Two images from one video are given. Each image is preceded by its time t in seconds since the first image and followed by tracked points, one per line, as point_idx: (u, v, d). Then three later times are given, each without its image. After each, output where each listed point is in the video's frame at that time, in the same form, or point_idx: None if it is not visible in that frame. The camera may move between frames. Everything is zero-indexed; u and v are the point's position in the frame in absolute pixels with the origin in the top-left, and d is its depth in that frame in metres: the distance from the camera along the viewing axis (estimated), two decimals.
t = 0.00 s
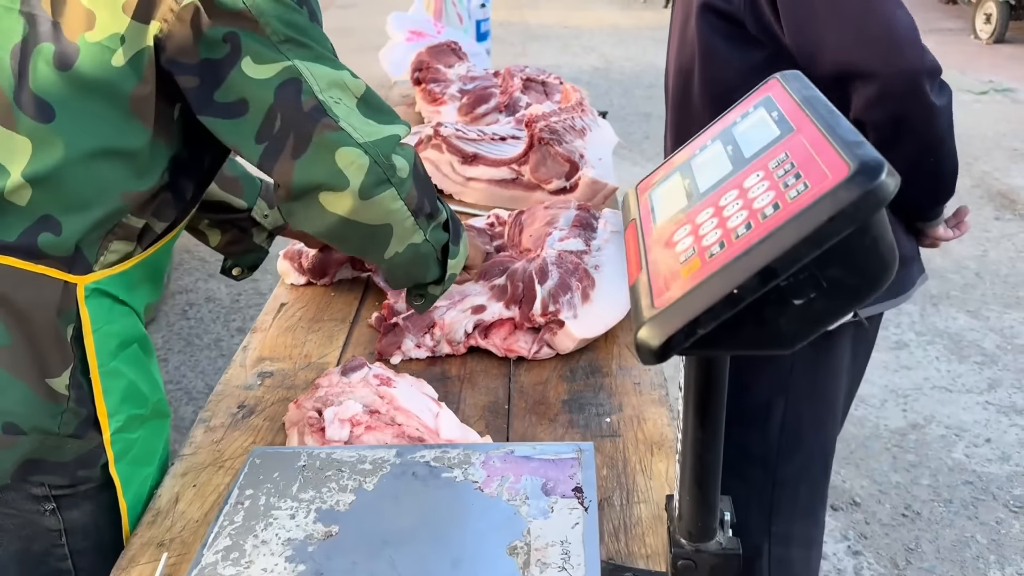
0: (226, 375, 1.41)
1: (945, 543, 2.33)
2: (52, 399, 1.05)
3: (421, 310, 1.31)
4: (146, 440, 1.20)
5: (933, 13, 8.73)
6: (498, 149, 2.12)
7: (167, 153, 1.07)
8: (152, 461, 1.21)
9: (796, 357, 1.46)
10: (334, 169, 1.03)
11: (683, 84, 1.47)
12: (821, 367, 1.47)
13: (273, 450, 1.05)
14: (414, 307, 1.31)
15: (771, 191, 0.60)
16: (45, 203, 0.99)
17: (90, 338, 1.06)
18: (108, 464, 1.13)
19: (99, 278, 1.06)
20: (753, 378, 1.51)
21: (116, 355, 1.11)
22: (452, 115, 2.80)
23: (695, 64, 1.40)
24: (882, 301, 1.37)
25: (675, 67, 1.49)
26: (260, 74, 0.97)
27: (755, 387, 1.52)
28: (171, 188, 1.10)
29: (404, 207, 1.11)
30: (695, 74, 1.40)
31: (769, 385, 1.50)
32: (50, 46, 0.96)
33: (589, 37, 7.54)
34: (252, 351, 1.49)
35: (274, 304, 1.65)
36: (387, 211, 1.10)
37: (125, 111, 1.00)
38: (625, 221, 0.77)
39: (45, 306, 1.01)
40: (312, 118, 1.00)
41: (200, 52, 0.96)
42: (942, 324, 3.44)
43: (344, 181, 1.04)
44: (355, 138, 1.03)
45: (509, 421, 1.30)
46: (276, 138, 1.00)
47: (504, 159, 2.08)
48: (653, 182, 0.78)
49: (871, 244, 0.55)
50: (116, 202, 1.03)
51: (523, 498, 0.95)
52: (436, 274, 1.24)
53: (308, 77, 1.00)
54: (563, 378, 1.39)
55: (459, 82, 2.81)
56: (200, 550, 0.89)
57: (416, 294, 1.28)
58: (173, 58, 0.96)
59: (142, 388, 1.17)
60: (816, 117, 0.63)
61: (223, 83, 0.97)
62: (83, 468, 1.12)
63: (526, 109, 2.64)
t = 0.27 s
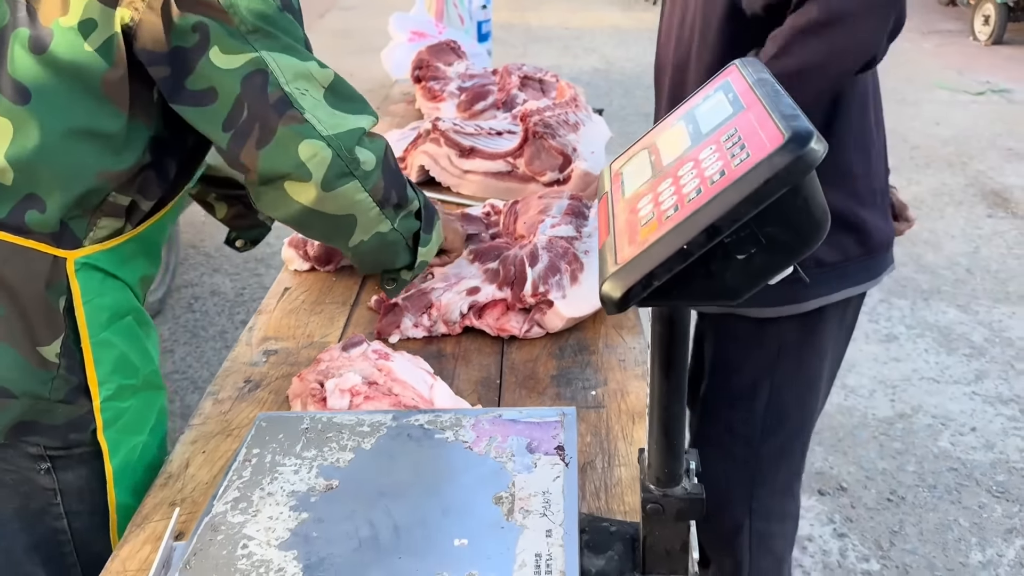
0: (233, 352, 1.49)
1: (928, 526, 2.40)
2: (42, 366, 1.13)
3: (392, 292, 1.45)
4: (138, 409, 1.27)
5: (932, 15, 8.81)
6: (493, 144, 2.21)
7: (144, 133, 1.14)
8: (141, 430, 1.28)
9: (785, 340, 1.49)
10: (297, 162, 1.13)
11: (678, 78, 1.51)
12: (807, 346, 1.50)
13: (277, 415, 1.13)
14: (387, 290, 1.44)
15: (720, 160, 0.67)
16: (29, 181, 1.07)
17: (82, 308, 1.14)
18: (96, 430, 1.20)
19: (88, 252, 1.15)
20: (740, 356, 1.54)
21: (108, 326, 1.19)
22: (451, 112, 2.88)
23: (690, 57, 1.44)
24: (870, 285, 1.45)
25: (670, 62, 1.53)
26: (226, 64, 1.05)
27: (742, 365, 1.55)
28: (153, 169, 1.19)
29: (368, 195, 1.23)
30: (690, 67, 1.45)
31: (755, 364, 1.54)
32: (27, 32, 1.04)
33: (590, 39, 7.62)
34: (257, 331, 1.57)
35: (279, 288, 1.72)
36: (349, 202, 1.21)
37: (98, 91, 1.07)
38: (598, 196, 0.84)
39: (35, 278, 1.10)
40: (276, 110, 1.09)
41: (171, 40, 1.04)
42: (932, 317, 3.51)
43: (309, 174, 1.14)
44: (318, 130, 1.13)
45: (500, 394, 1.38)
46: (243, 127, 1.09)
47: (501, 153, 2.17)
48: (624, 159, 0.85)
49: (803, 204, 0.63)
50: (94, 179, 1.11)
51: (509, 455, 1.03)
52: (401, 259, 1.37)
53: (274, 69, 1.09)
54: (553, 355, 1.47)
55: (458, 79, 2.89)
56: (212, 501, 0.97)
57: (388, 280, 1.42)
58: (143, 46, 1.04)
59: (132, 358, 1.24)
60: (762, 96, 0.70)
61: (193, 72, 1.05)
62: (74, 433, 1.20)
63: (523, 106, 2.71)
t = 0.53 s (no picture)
0: (243, 340, 1.54)
1: (921, 513, 2.45)
2: (97, 351, 1.20)
3: (332, 282, 1.39)
4: (180, 389, 1.32)
5: (928, 15, 8.87)
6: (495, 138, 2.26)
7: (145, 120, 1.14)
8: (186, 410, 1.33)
9: (783, 332, 1.54)
10: (234, 143, 1.06)
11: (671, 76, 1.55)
12: (804, 339, 1.54)
13: (289, 396, 1.17)
14: (327, 279, 1.39)
15: (710, 143, 0.72)
16: (55, 178, 1.10)
17: (125, 296, 1.20)
18: (141, 412, 1.26)
19: (128, 242, 1.19)
20: (742, 350, 1.58)
21: (149, 311, 1.25)
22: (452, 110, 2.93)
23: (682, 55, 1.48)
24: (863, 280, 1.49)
25: (663, 60, 1.57)
26: (182, 35, 1.03)
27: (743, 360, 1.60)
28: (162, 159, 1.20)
29: (308, 185, 1.16)
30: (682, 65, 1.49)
31: (754, 357, 1.58)
32: (24, 28, 1.05)
33: (589, 39, 7.67)
34: (266, 319, 1.61)
35: (286, 279, 1.77)
36: (287, 191, 1.14)
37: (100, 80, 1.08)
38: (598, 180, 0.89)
39: (83, 269, 1.16)
40: (218, 86, 1.04)
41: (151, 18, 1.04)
42: (926, 312, 3.56)
43: (245, 156, 1.07)
44: (260, 113, 1.07)
45: (502, 378, 1.43)
46: (185, 101, 1.05)
47: (502, 147, 2.22)
48: (621, 145, 0.90)
49: (786, 183, 0.67)
50: (112, 166, 1.13)
51: (512, 431, 1.07)
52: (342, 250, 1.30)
53: (221, 42, 1.04)
54: (553, 342, 1.51)
55: (459, 78, 2.94)
56: (229, 474, 1.02)
57: (331, 267, 1.37)
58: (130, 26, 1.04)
59: (173, 341, 1.30)
60: (749, 84, 0.75)
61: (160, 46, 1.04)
62: (130, 411, 1.26)
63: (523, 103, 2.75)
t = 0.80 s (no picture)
0: (257, 334, 1.57)
1: (920, 505, 2.48)
2: (130, 342, 1.23)
3: (302, 297, 1.35)
4: (205, 382, 1.35)
5: (922, 14, 8.93)
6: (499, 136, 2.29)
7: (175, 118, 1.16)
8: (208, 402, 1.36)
9: (784, 328, 1.57)
10: (237, 141, 1.08)
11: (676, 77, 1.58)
12: (804, 335, 1.58)
13: (307, 386, 1.20)
14: (297, 294, 1.35)
15: (724, 135, 0.75)
16: (89, 177, 1.12)
17: (157, 289, 1.23)
18: (169, 403, 1.28)
19: (160, 236, 1.22)
20: (744, 345, 1.61)
21: (178, 304, 1.28)
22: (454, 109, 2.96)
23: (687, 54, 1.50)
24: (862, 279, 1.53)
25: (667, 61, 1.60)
26: (197, 34, 1.05)
27: (744, 354, 1.62)
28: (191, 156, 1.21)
29: (302, 194, 1.16)
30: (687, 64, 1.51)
31: (756, 351, 1.61)
32: (55, 30, 1.06)
33: (585, 39, 7.70)
34: (279, 314, 1.64)
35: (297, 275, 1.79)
36: (278, 197, 1.14)
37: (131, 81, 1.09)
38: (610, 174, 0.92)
39: (116, 262, 1.18)
40: (229, 86, 1.06)
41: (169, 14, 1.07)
42: (923, 308, 3.60)
43: (246, 154, 1.08)
44: (269, 117, 1.08)
45: (513, 369, 1.46)
46: (195, 98, 1.06)
47: (506, 145, 2.25)
48: (634, 141, 0.93)
49: (799, 172, 0.70)
50: (144, 163, 1.15)
51: (526, 419, 1.10)
52: (325, 266, 1.29)
53: (235, 44, 1.06)
54: (561, 335, 1.54)
55: (460, 77, 2.97)
56: (252, 462, 1.04)
57: (302, 283, 1.33)
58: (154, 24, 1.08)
59: (200, 333, 1.33)
60: (761, 79, 0.78)
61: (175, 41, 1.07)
62: (160, 400, 1.29)
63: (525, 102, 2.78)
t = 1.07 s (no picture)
0: (266, 332, 1.59)
1: (915, 498, 2.52)
2: (143, 328, 1.25)
3: (322, 280, 1.43)
4: (216, 374, 1.39)
5: (913, 14, 9.00)
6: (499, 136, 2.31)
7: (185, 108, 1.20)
8: (219, 395, 1.40)
9: (790, 325, 1.61)
10: (265, 125, 1.13)
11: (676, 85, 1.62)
12: (809, 332, 1.62)
13: (320, 382, 1.23)
14: (319, 279, 1.42)
15: (734, 134, 0.78)
16: (107, 167, 1.15)
17: (168, 277, 1.27)
18: (182, 392, 1.32)
19: (171, 226, 1.26)
20: (749, 342, 1.64)
21: (190, 294, 1.32)
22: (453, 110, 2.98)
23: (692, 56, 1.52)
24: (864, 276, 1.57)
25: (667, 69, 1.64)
26: (218, 27, 1.09)
27: (750, 351, 1.66)
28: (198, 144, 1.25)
29: (325, 175, 1.22)
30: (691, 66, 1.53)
31: (761, 348, 1.64)
32: (72, 23, 1.09)
33: (579, 40, 7.74)
34: (287, 312, 1.67)
35: (303, 274, 1.82)
36: (303, 179, 1.20)
37: (146, 73, 1.13)
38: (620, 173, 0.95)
39: (130, 250, 1.21)
40: (254, 75, 1.10)
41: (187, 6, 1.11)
42: (916, 305, 3.64)
43: (273, 138, 1.14)
44: (293, 102, 1.14)
45: (519, 365, 1.49)
46: (220, 88, 1.10)
47: (507, 145, 2.27)
48: (642, 140, 0.95)
49: (807, 169, 0.73)
50: (158, 153, 1.18)
51: (537, 412, 1.13)
52: (344, 250, 1.36)
53: (257, 33, 1.11)
54: (566, 331, 1.57)
55: (459, 78, 2.99)
56: (270, 455, 1.07)
57: (321, 267, 1.40)
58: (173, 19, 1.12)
59: (211, 324, 1.37)
60: (769, 80, 0.81)
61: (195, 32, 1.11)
62: (173, 386, 1.32)
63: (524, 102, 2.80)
